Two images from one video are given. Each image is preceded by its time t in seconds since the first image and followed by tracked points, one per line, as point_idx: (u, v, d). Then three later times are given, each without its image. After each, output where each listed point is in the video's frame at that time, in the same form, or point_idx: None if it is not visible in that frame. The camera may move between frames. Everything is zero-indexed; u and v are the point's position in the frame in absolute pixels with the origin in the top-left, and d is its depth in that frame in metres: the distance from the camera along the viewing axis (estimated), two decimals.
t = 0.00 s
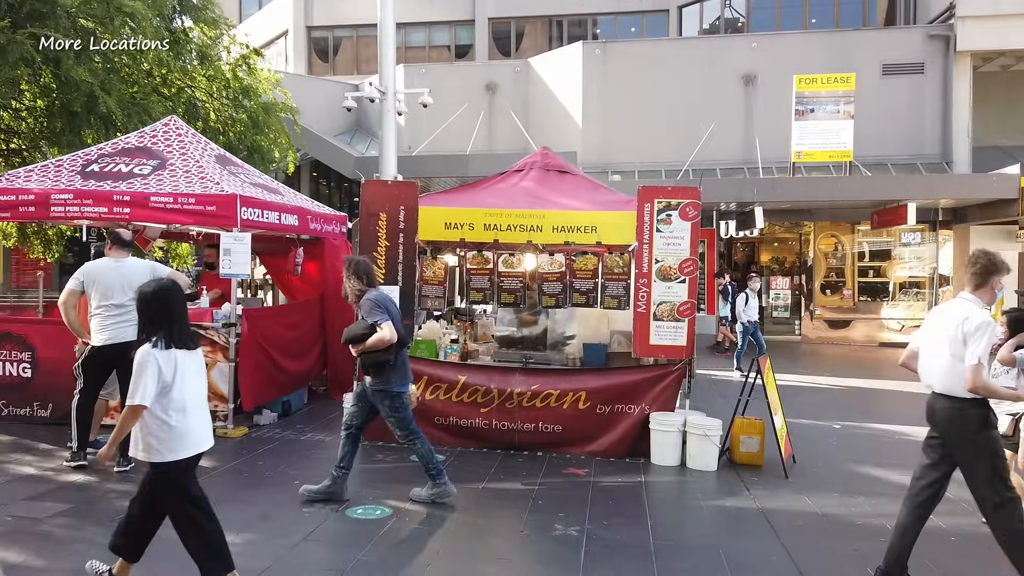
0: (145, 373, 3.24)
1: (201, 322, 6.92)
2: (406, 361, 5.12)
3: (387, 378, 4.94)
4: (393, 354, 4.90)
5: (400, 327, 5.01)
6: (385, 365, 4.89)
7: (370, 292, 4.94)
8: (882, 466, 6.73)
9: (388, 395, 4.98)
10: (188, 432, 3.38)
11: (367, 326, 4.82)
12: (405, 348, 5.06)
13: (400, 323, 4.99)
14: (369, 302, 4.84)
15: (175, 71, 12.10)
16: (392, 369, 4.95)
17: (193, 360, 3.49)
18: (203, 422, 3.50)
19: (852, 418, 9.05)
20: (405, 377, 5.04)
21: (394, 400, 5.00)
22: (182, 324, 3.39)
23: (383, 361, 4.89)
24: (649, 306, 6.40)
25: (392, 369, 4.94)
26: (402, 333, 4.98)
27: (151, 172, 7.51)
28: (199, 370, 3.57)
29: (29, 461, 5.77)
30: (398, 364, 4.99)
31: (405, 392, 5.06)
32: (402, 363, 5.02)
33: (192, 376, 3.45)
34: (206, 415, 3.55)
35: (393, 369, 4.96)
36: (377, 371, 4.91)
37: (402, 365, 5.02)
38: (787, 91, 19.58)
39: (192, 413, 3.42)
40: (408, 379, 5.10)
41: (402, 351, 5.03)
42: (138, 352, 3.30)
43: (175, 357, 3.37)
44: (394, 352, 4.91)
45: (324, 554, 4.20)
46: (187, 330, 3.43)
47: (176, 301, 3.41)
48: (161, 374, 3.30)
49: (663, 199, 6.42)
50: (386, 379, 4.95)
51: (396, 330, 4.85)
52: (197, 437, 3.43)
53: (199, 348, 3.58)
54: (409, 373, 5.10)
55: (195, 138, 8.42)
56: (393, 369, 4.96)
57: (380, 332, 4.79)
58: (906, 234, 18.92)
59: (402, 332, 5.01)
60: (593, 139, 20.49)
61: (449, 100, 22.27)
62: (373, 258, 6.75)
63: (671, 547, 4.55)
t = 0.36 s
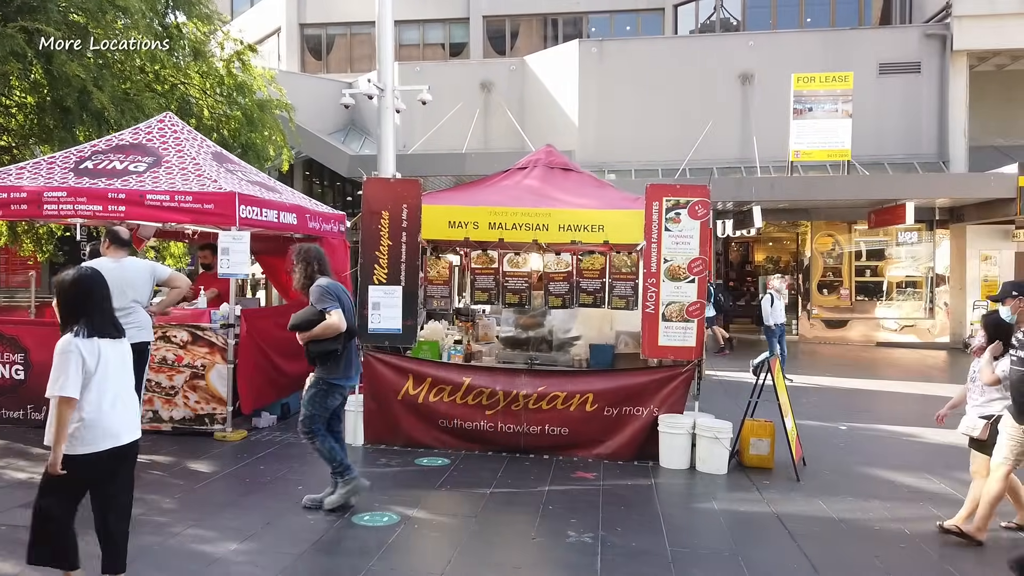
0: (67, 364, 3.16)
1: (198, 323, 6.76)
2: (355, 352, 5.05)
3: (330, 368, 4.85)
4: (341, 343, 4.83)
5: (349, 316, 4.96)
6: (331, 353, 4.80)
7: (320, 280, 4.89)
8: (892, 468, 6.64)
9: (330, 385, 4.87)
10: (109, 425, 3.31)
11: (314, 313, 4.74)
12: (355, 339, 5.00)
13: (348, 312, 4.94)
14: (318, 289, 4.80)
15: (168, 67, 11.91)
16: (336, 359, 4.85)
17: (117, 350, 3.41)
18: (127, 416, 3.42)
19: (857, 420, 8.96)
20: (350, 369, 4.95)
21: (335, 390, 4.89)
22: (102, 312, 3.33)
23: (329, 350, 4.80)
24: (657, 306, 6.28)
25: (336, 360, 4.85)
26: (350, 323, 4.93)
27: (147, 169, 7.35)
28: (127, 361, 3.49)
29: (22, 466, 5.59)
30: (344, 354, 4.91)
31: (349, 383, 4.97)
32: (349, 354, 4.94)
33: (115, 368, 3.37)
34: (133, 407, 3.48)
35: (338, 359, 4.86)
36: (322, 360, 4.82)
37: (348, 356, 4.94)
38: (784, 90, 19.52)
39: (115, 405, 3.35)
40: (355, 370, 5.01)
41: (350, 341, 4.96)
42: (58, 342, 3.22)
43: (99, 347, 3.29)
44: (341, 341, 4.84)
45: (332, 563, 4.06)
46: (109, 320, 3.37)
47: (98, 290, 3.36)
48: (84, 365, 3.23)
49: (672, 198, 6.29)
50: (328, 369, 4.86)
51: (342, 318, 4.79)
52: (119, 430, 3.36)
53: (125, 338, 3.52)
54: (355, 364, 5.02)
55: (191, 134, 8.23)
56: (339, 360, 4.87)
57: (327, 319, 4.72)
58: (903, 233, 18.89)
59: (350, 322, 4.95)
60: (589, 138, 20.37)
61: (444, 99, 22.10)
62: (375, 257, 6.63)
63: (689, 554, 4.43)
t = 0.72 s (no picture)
0: None
1: (205, 323, 6.61)
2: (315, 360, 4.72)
3: (287, 378, 4.49)
4: (301, 351, 4.51)
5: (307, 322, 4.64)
6: (289, 361, 4.47)
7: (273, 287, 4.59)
8: (915, 472, 6.51)
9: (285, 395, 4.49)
10: (32, 428, 3.15)
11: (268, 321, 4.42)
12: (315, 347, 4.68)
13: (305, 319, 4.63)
14: (272, 296, 4.49)
15: (170, 63, 11.74)
16: (294, 367, 4.50)
17: (32, 349, 3.22)
18: (47, 417, 3.26)
19: (871, 421, 8.84)
20: (308, 377, 4.60)
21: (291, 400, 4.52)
22: (18, 310, 3.13)
23: (288, 358, 4.47)
24: (677, 306, 6.13)
25: (294, 368, 4.50)
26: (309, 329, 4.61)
27: (152, 166, 7.18)
28: (43, 361, 3.29)
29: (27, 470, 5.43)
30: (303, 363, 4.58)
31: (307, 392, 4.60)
32: (309, 362, 4.60)
33: (32, 368, 3.18)
34: (51, 406, 3.31)
35: (297, 368, 4.52)
36: (279, 369, 4.48)
37: (308, 363, 4.60)
38: (787, 90, 19.42)
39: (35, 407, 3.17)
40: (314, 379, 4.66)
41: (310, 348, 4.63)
42: None
43: (14, 348, 3.10)
44: (301, 348, 4.52)
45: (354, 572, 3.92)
46: (23, 317, 3.15)
47: (7, 287, 3.13)
48: None
49: (691, 195, 6.15)
50: (282, 378, 4.50)
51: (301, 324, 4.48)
52: (41, 432, 3.20)
53: (43, 337, 3.30)
54: (314, 373, 4.66)
55: (196, 131, 8.06)
56: (299, 368, 4.53)
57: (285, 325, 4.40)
58: (907, 233, 18.79)
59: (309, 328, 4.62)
60: (591, 136, 20.24)
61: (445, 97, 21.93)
62: (387, 256, 6.49)
63: (720, 562, 4.30)
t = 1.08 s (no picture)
0: None
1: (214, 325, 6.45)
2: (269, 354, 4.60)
3: (242, 374, 4.34)
4: (253, 345, 4.37)
5: (260, 316, 4.50)
6: (241, 356, 4.31)
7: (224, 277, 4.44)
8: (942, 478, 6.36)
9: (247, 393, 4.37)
10: None
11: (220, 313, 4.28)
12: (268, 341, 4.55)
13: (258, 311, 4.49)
14: (222, 286, 4.33)
15: (172, 59, 11.54)
16: (248, 362, 4.35)
17: None
18: None
19: (888, 423, 8.70)
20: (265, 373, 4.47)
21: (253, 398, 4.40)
22: None
23: (240, 353, 4.31)
24: (700, 308, 5.99)
25: (247, 363, 4.34)
26: (261, 322, 4.48)
27: (158, 164, 7.00)
28: None
29: (32, 478, 5.25)
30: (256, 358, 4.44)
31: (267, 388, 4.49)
32: (264, 357, 4.47)
33: None
34: None
35: (250, 363, 4.37)
36: (232, 364, 4.32)
37: (264, 358, 4.48)
38: (792, 89, 19.28)
39: None
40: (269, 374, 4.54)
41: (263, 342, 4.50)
42: None
43: None
44: (254, 341, 4.38)
45: None
46: None
47: None
48: None
49: (715, 194, 5.99)
50: (238, 376, 4.34)
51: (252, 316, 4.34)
52: None
53: None
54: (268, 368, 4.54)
55: (203, 128, 7.88)
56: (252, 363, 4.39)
57: (236, 317, 4.26)
58: (912, 233, 18.67)
59: (262, 322, 4.49)
60: (594, 135, 20.09)
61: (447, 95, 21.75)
62: (402, 256, 6.33)
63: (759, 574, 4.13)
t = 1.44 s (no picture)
0: None
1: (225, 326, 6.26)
2: (222, 362, 4.31)
3: (186, 385, 4.09)
4: (194, 355, 4.08)
5: (207, 323, 4.19)
6: (181, 367, 4.06)
7: (169, 282, 4.12)
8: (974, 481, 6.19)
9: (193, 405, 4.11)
10: None
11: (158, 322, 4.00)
12: (217, 349, 4.25)
13: (203, 319, 4.16)
14: (161, 294, 4.02)
15: (175, 53, 11.31)
16: (194, 374, 4.10)
17: None
18: None
19: (908, 424, 8.54)
20: (213, 383, 4.20)
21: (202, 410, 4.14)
22: None
23: (179, 363, 4.06)
24: (727, 308, 5.80)
25: (192, 375, 4.10)
26: (206, 331, 4.16)
27: (165, 159, 6.81)
28: None
29: (38, 485, 5.05)
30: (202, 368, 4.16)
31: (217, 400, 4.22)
32: (211, 367, 4.18)
33: None
34: None
35: (195, 374, 4.11)
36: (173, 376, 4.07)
37: (213, 367, 4.21)
38: (798, 86, 19.11)
39: None
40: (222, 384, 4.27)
41: (211, 352, 4.20)
42: None
43: None
44: (195, 351, 4.09)
45: None
46: None
47: None
48: None
49: (742, 189, 5.82)
50: (185, 389, 4.11)
51: (194, 325, 4.05)
52: None
53: None
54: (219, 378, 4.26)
55: (210, 122, 7.67)
56: (197, 373, 4.13)
57: (175, 327, 3.98)
58: (918, 232, 18.52)
59: (208, 330, 4.18)
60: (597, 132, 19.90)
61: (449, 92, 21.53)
62: (419, 254, 6.15)
63: None
